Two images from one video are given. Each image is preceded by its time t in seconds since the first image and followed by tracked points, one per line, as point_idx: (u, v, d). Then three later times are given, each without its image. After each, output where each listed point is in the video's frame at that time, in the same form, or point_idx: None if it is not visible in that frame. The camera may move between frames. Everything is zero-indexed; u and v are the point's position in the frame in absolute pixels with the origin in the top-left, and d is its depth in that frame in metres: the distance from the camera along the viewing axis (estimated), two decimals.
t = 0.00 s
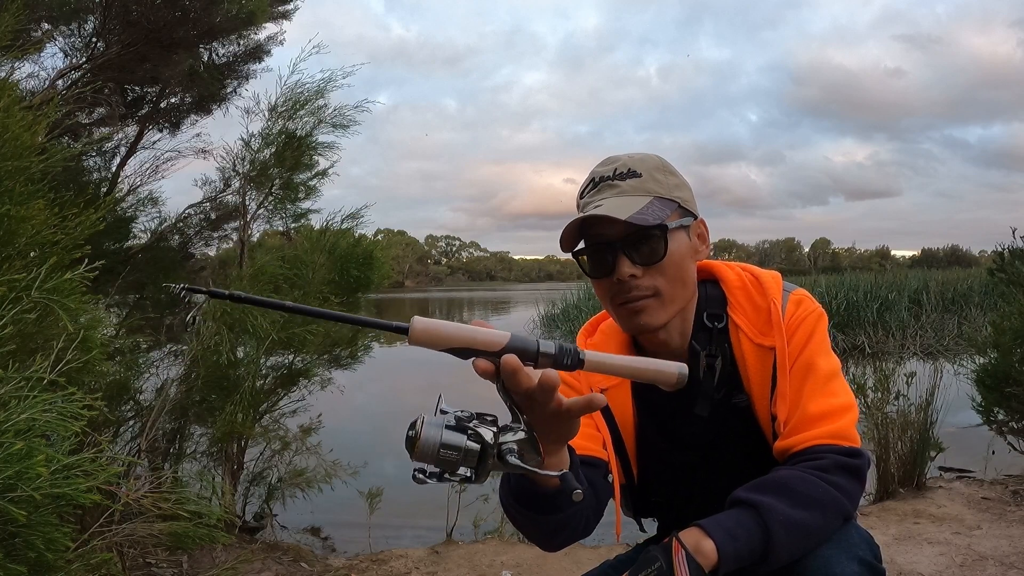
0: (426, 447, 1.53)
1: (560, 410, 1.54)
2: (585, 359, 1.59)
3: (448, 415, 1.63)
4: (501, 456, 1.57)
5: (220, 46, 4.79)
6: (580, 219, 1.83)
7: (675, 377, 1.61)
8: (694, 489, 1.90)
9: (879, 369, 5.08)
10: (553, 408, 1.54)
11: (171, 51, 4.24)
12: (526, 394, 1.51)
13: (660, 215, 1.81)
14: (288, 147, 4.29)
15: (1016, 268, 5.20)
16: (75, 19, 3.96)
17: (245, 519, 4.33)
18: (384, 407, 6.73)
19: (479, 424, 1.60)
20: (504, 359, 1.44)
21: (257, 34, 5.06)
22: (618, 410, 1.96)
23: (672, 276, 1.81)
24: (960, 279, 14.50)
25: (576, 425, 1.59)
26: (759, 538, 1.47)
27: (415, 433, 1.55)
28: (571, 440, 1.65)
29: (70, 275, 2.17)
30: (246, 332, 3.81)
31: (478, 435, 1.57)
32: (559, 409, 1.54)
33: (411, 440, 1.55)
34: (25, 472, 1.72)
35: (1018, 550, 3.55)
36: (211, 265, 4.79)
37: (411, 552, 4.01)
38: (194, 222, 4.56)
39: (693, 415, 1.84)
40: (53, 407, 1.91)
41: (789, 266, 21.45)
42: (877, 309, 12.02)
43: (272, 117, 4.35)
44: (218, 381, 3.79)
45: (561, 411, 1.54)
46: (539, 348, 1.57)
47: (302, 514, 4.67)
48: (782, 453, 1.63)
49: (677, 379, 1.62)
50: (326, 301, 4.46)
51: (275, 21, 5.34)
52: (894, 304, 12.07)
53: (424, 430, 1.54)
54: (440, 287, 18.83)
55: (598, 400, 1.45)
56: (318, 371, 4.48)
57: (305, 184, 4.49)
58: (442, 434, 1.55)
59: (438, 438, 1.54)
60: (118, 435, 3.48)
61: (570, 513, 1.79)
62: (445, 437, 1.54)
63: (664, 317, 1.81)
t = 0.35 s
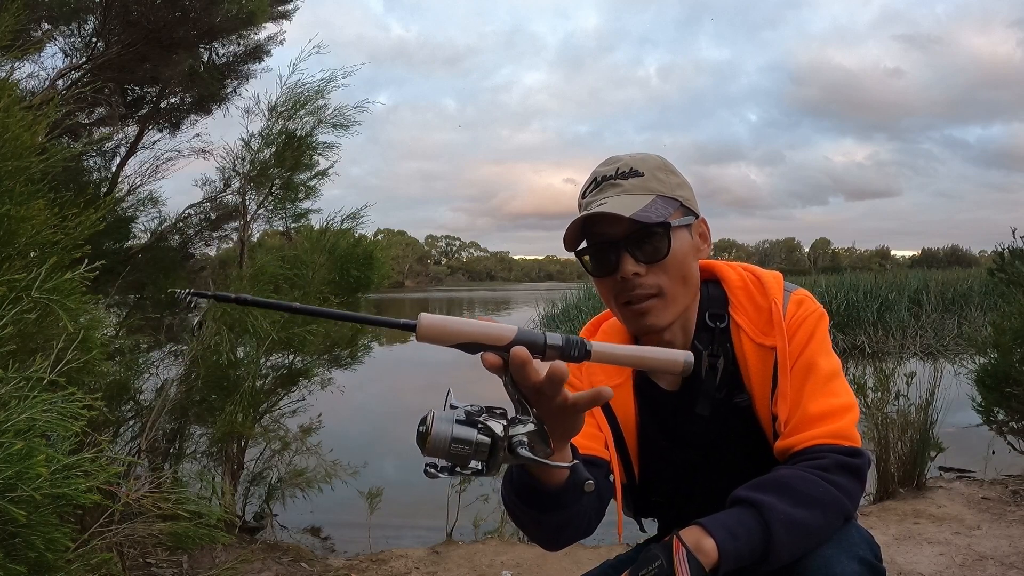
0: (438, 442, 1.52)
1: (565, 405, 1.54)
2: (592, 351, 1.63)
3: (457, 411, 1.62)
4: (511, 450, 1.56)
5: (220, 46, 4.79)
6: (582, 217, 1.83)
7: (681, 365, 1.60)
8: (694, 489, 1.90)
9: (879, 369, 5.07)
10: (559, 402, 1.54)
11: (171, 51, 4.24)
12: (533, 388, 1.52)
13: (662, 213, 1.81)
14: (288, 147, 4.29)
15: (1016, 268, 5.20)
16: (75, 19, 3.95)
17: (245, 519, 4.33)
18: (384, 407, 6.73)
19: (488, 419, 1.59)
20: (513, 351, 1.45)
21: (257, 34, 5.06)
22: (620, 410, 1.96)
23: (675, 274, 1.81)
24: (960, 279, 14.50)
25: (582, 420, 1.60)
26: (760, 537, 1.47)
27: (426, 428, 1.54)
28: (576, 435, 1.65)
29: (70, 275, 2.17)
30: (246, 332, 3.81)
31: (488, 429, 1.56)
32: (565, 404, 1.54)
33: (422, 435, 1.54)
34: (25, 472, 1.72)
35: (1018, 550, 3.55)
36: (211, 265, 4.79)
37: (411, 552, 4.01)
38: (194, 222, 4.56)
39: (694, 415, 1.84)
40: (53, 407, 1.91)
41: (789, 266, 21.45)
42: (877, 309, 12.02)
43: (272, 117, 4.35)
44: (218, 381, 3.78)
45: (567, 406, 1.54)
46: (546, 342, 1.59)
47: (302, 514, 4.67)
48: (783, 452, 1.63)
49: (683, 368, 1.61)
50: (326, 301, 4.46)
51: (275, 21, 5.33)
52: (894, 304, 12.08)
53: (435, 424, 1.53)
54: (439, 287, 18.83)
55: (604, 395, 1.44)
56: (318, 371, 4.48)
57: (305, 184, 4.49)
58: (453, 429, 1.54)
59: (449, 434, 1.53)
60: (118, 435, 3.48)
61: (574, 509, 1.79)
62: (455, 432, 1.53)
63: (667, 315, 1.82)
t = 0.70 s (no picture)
0: (506, 365, 1.45)
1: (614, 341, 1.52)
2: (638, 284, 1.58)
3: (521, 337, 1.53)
4: (575, 370, 1.49)
5: (220, 46, 4.79)
6: (585, 216, 1.83)
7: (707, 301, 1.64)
8: (695, 490, 1.90)
9: (879, 369, 5.07)
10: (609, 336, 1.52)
11: (171, 51, 4.24)
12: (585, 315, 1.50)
13: (665, 212, 1.81)
14: (288, 147, 4.29)
15: (1016, 268, 5.20)
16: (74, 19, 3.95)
17: (245, 519, 4.34)
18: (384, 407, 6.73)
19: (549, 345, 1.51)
20: (577, 273, 1.44)
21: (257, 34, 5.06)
22: (623, 408, 1.99)
23: (678, 273, 1.82)
24: (960, 279, 14.50)
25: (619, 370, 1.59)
26: (761, 537, 1.47)
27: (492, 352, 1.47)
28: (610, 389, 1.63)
29: (70, 275, 2.17)
30: (246, 332, 3.80)
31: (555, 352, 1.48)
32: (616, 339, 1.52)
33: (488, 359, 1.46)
34: (25, 472, 1.72)
35: (1018, 550, 3.55)
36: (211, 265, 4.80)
37: (411, 552, 4.01)
38: (194, 223, 4.57)
39: (696, 415, 1.85)
40: (53, 407, 1.91)
41: (789, 266, 21.46)
42: (877, 309, 12.04)
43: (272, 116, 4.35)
44: (218, 381, 3.78)
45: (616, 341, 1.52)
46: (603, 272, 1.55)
47: (302, 514, 4.67)
48: (782, 453, 1.63)
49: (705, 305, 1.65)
50: (326, 301, 4.45)
51: (275, 21, 5.34)
52: (894, 304, 12.10)
53: (503, 350, 1.46)
54: (439, 288, 18.84)
55: (653, 322, 1.39)
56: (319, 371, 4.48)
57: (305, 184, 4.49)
58: (520, 353, 1.47)
59: (517, 357, 1.45)
60: (118, 435, 3.48)
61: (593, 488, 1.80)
62: (523, 354, 1.46)
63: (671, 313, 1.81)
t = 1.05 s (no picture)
0: (581, 366, 1.45)
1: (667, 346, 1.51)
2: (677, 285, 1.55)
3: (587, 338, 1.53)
4: (638, 369, 1.49)
5: (220, 46, 4.79)
6: (587, 216, 1.84)
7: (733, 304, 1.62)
8: (695, 490, 1.90)
9: (879, 369, 5.07)
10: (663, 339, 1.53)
11: (171, 51, 4.24)
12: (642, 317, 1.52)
13: (667, 213, 1.80)
14: (288, 147, 4.29)
15: (1016, 268, 5.20)
16: (74, 19, 3.95)
17: (245, 519, 4.34)
18: (384, 407, 6.73)
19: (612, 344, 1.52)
20: (644, 276, 1.45)
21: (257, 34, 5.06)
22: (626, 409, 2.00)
23: (679, 274, 1.82)
24: (960, 279, 14.50)
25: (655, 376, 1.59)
26: (761, 537, 1.47)
27: (565, 354, 1.46)
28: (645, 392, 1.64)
29: (70, 275, 2.17)
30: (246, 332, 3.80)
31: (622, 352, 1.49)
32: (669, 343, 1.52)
33: (562, 362, 1.46)
34: (25, 472, 1.72)
35: (1018, 550, 3.55)
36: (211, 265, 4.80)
37: (411, 552, 4.01)
38: (194, 223, 4.57)
39: (697, 415, 1.83)
40: (53, 407, 1.91)
41: (789, 266, 21.46)
42: (877, 309, 12.04)
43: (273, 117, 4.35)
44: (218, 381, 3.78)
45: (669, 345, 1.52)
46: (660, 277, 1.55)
47: (302, 514, 4.67)
48: (783, 453, 1.63)
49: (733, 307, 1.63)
50: (326, 301, 4.45)
51: (275, 21, 5.34)
52: (893, 304, 12.09)
53: (576, 351, 1.46)
54: (439, 288, 18.83)
55: (702, 326, 1.42)
56: (319, 371, 4.48)
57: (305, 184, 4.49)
58: (593, 354, 1.48)
59: (590, 358, 1.47)
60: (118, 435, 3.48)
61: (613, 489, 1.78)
62: (597, 355, 1.47)
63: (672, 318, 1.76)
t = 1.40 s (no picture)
0: (613, 351, 1.40)
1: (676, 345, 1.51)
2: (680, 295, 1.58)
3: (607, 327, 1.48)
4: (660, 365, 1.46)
5: (220, 46, 4.79)
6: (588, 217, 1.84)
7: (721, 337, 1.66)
8: (696, 489, 1.90)
9: (879, 369, 5.07)
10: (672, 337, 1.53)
11: (171, 51, 4.24)
12: (655, 318, 1.50)
13: (668, 213, 1.80)
14: (288, 147, 4.29)
15: (1016, 268, 5.20)
16: (74, 19, 3.95)
17: (245, 519, 4.34)
18: (384, 407, 6.74)
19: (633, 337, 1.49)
20: (676, 273, 1.43)
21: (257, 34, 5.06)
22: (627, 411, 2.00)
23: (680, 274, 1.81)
24: (961, 279, 14.50)
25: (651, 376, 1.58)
26: (762, 536, 1.47)
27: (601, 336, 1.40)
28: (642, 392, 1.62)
29: (70, 275, 2.17)
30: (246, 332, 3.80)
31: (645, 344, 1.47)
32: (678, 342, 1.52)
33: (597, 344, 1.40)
34: (25, 472, 1.72)
35: (1018, 550, 3.55)
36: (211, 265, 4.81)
37: (411, 552, 4.01)
38: (194, 223, 4.57)
39: (698, 415, 1.83)
40: (53, 407, 1.91)
41: (789, 266, 21.45)
42: (877, 309, 12.03)
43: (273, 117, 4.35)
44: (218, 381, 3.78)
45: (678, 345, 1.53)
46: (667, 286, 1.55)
47: (302, 514, 4.67)
48: (783, 452, 1.62)
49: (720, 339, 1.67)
50: (326, 301, 4.45)
51: (275, 21, 5.33)
52: (893, 304, 12.09)
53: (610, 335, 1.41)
54: (439, 288, 18.84)
55: (705, 332, 1.43)
56: (319, 371, 4.48)
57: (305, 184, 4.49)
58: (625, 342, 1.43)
59: (622, 345, 1.42)
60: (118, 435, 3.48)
61: (610, 490, 1.78)
62: (628, 343, 1.43)
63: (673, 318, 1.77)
